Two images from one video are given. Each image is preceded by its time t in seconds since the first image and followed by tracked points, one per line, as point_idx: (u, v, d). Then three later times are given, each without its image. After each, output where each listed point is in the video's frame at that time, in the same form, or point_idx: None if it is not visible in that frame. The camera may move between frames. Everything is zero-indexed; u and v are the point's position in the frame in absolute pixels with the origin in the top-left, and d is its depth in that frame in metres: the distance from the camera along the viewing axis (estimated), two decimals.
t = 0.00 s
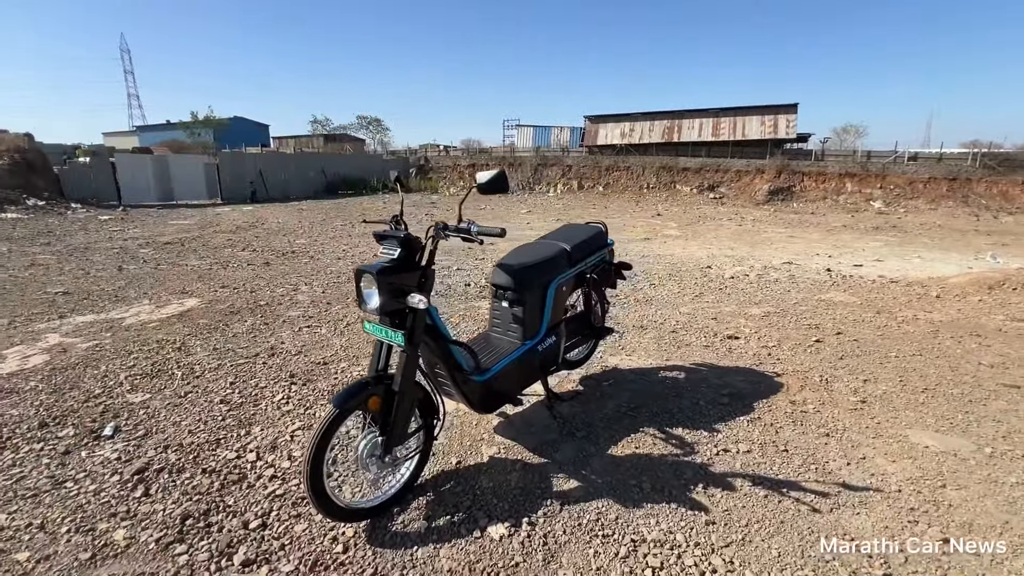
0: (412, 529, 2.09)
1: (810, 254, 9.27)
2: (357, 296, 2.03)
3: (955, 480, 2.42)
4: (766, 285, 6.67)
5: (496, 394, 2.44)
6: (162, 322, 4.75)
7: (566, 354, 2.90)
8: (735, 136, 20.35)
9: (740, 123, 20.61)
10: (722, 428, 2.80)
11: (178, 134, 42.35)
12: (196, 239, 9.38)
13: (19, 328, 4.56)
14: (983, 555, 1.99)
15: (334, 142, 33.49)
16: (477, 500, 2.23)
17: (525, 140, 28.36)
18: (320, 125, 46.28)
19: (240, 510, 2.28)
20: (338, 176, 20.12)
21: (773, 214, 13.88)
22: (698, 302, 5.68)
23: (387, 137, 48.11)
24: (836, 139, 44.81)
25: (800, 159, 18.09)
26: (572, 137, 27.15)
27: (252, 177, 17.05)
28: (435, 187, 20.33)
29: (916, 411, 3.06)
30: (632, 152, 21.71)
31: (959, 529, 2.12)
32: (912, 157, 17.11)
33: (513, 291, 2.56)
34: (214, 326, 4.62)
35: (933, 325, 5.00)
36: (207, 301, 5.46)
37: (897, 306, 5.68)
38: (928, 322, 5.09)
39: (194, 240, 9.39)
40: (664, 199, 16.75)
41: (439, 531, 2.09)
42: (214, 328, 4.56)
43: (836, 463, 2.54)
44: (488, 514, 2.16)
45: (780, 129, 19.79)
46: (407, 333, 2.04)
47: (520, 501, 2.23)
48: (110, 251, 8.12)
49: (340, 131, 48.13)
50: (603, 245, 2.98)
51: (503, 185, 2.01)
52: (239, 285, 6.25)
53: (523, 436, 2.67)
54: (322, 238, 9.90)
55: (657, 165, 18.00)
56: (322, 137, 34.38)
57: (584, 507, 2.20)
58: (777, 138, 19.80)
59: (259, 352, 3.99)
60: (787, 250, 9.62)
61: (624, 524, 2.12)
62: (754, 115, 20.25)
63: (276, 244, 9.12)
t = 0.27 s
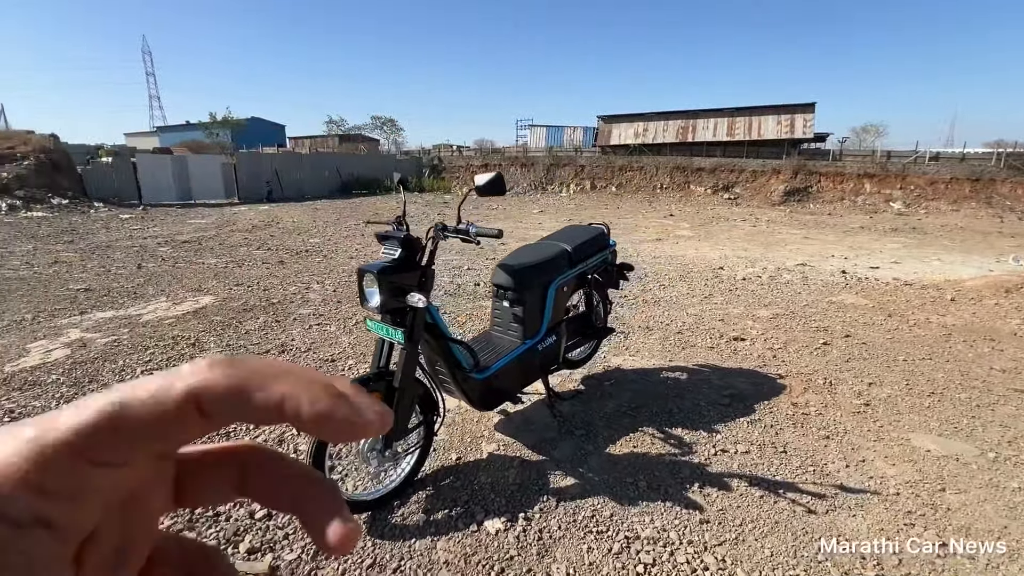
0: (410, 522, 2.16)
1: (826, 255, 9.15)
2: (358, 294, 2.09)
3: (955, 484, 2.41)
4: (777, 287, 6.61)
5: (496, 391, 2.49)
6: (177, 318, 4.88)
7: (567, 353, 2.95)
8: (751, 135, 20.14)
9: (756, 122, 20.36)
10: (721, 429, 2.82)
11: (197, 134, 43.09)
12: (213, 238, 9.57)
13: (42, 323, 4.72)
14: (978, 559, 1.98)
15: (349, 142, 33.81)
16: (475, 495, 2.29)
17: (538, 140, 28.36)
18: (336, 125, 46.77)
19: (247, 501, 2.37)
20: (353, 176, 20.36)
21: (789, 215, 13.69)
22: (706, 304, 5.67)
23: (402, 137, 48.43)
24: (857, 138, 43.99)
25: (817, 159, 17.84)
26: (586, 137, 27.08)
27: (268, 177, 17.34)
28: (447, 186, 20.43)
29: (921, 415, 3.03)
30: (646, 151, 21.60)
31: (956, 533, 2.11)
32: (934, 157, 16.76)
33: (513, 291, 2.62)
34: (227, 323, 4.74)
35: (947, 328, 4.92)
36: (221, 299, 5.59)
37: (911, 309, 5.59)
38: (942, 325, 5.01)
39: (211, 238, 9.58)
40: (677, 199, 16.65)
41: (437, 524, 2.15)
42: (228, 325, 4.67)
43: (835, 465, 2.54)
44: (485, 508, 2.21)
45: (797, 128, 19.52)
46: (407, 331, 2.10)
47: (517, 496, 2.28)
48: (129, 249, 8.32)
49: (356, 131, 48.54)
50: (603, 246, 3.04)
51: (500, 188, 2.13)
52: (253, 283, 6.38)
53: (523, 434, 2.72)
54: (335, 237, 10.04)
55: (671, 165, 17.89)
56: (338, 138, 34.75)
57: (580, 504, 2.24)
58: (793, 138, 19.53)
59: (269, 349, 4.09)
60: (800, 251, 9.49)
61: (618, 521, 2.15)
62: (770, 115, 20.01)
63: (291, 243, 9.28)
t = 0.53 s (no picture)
0: (413, 519, 2.18)
1: (839, 257, 9.04)
2: (364, 294, 2.12)
3: (964, 489, 2.37)
4: (787, 289, 6.54)
5: (500, 391, 2.50)
6: (190, 316, 4.96)
7: (572, 354, 2.95)
8: (764, 135, 19.97)
9: (769, 122, 20.17)
10: (726, 431, 2.81)
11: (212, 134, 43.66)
12: (225, 237, 9.69)
13: (59, 320, 4.82)
14: (987, 564, 1.95)
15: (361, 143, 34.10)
16: (477, 494, 2.31)
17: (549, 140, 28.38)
18: (349, 125, 47.22)
19: (254, 496, 2.40)
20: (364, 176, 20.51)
21: (802, 216, 13.55)
22: (714, 305, 5.63)
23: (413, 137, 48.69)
24: (873, 138, 43.39)
25: (831, 159, 17.63)
26: (597, 137, 27.05)
27: (280, 177, 17.53)
28: (458, 186, 20.49)
29: (930, 419, 3.00)
30: (657, 152, 21.52)
31: (966, 538, 2.08)
32: (952, 157, 16.46)
33: (518, 292, 2.63)
34: (238, 321, 4.81)
35: (961, 331, 4.83)
36: (233, 297, 5.67)
37: (924, 311, 5.51)
38: (957, 328, 4.93)
39: (224, 237, 9.71)
40: (688, 199, 16.55)
41: (440, 521, 2.17)
42: (238, 323, 4.74)
43: (840, 468, 2.52)
44: (488, 507, 2.23)
45: (810, 128, 19.33)
46: (411, 331, 2.13)
47: (520, 496, 2.30)
48: (145, 248, 8.47)
49: (367, 131, 48.85)
50: (608, 247, 3.05)
51: (504, 188, 2.15)
52: (265, 281, 6.47)
53: (527, 434, 2.74)
54: (346, 236, 10.13)
55: (682, 166, 17.80)
56: (349, 138, 35.13)
57: (582, 504, 2.26)
58: (807, 137, 19.31)
59: (279, 347, 4.14)
60: (813, 252, 9.39)
61: (620, 522, 2.16)
62: (783, 114, 19.85)
63: (302, 242, 9.38)
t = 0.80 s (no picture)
0: (418, 518, 2.18)
1: (850, 258, 8.94)
2: (369, 293, 2.12)
3: (975, 495, 2.33)
4: (797, 290, 6.48)
5: (505, 391, 2.50)
6: (199, 315, 5.00)
7: (577, 354, 2.95)
8: (773, 135, 19.81)
9: (779, 122, 19.99)
10: (733, 433, 2.79)
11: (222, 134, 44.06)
12: (235, 237, 9.77)
13: (71, 318, 4.88)
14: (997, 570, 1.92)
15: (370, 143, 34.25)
16: (482, 495, 2.31)
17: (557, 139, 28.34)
18: (358, 125, 47.44)
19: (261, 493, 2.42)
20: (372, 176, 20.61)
21: (812, 216, 13.41)
22: (722, 306, 5.60)
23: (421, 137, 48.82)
24: (885, 138, 42.91)
25: (842, 159, 17.45)
26: (605, 137, 26.97)
27: (289, 176, 17.67)
28: (465, 186, 20.52)
29: (942, 423, 2.95)
30: (665, 151, 21.42)
31: (978, 544, 2.04)
32: (966, 157, 16.23)
33: (524, 292, 2.64)
34: (247, 320, 4.84)
35: (975, 333, 4.76)
36: (242, 295, 5.72)
37: (936, 314, 5.43)
38: (970, 330, 4.85)
39: (233, 236, 9.78)
40: (696, 199, 16.46)
41: (444, 521, 2.17)
42: (247, 321, 4.78)
43: (848, 471, 2.50)
44: (492, 508, 2.23)
45: (821, 128, 19.15)
46: (416, 330, 2.13)
47: (524, 496, 2.30)
48: (155, 247, 8.55)
49: (376, 131, 49.04)
50: (614, 247, 3.04)
51: (510, 189, 2.16)
52: (273, 280, 6.51)
53: (532, 434, 2.75)
54: (354, 236, 10.18)
55: (691, 165, 17.70)
56: (358, 138, 35.28)
57: (587, 505, 2.25)
58: (818, 137, 19.12)
59: (286, 346, 4.17)
60: (823, 253, 9.28)
61: (625, 524, 2.15)
62: (793, 114, 19.69)
63: (310, 241, 9.43)
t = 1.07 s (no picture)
0: (420, 516, 2.19)
1: (857, 258, 8.88)
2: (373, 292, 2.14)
3: (981, 497, 2.31)
4: (803, 291, 6.44)
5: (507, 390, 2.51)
6: (205, 313, 5.04)
7: (580, 354, 2.95)
8: (780, 135, 19.72)
9: (786, 122, 19.88)
10: (737, 433, 2.79)
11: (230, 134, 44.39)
12: (241, 236, 9.83)
13: (80, 316, 4.93)
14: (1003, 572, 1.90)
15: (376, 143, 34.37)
16: (484, 493, 2.31)
17: (563, 139, 28.31)
18: (364, 125, 47.61)
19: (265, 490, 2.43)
20: (377, 175, 20.68)
21: (819, 216, 13.32)
22: (727, 306, 5.58)
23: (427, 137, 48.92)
24: (893, 138, 42.57)
25: (850, 159, 17.33)
26: (611, 137, 26.93)
27: (296, 176, 17.77)
28: (470, 186, 20.55)
29: (948, 425, 2.92)
30: (671, 151, 21.37)
31: (982, 546, 2.02)
32: (976, 157, 16.07)
33: (526, 291, 2.64)
34: (253, 318, 4.88)
35: (983, 335, 4.71)
36: (248, 294, 5.76)
37: (943, 315, 5.38)
38: (978, 331, 4.80)
39: (240, 236, 9.85)
40: (702, 199, 16.41)
41: (446, 519, 2.18)
42: (253, 320, 4.81)
43: (852, 472, 2.49)
44: (495, 506, 2.24)
45: (829, 128, 19.04)
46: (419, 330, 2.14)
47: (527, 495, 2.30)
48: (163, 246, 8.63)
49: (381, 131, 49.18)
50: (618, 247, 3.04)
51: (513, 189, 2.16)
52: (279, 279, 6.55)
53: (535, 433, 2.75)
54: (360, 235, 10.22)
55: (697, 165, 17.65)
56: (364, 138, 35.42)
57: (589, 504, 2.25)
58: (825, 137, 19.00)
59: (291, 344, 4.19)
60: (830, 254, 9.22)
61: (627, 523, 2.15)
62: (800, 114, 19.58)
63: (316, 241, 9.49)
